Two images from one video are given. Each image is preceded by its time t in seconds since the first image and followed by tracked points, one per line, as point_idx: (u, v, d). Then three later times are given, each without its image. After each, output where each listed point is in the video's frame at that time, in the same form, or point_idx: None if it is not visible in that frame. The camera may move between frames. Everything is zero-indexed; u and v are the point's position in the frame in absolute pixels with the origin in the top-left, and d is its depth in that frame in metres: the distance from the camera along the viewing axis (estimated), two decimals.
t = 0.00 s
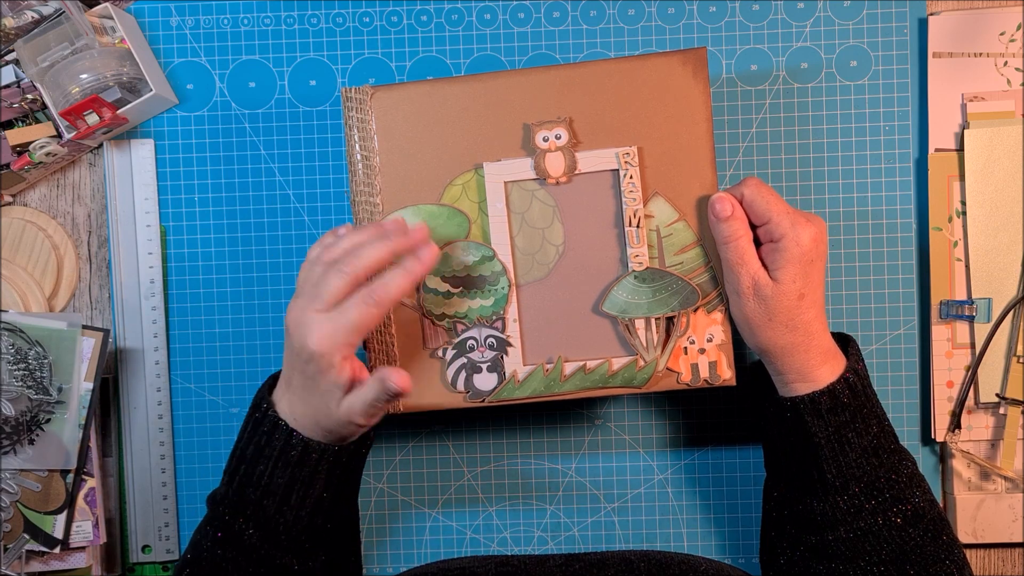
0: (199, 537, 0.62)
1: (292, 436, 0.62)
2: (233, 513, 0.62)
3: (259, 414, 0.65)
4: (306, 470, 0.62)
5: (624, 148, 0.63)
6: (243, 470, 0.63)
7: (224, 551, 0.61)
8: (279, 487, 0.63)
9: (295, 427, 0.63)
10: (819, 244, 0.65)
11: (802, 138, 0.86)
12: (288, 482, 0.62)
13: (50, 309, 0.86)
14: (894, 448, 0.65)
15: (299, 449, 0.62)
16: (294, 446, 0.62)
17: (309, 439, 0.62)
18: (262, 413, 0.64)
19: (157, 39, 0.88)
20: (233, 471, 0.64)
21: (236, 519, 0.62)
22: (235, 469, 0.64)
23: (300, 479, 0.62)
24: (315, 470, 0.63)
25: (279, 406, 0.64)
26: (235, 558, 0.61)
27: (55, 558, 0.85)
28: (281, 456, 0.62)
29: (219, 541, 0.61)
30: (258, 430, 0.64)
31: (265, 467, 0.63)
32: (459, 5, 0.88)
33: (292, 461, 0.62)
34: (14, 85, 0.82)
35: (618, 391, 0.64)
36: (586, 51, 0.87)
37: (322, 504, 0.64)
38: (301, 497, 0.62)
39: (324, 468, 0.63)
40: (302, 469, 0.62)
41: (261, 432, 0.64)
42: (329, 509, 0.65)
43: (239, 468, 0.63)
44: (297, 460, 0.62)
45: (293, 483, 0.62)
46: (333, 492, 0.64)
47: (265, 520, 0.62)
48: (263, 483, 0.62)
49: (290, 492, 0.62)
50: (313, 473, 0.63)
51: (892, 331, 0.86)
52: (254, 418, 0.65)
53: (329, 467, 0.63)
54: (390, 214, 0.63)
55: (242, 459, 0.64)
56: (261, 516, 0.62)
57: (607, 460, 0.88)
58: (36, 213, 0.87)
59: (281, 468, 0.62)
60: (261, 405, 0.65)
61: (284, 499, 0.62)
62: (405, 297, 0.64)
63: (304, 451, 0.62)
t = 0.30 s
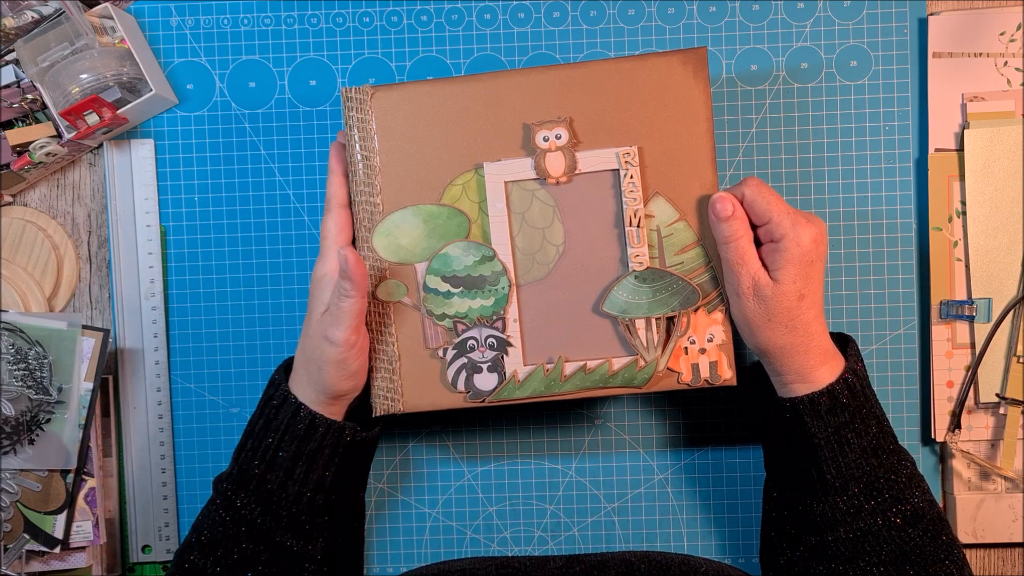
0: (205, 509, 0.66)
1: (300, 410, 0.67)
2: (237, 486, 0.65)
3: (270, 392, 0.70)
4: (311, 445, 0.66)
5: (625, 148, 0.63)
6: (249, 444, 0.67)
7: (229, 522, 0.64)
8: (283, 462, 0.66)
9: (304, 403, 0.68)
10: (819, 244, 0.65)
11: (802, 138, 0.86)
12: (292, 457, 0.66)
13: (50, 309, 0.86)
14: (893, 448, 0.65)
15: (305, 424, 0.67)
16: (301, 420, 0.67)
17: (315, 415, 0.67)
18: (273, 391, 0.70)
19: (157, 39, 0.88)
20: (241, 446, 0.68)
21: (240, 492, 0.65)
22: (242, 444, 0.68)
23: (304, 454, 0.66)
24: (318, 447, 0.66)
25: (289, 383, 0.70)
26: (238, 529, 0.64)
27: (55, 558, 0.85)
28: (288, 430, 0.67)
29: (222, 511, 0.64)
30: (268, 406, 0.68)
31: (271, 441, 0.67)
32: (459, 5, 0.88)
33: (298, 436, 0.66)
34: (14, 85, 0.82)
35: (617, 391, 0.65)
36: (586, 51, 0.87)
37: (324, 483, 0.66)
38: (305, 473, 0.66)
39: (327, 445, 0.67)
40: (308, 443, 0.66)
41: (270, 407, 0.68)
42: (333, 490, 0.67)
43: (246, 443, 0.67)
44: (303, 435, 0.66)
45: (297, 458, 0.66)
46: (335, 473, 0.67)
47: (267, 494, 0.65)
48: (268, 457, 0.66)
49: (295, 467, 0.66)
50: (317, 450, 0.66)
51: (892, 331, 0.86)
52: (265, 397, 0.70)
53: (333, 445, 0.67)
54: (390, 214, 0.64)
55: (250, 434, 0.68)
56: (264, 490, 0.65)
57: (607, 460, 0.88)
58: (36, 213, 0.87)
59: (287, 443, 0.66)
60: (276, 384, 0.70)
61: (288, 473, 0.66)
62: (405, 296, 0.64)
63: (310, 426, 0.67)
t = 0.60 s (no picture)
0: (205, 509, 0.66)
1: (299, 411, 0.67)
2: (237, 487, 0.65)
3: (269, 393, 0.70)
4: (310, 446, 0.66)
5: (625, 148, 0.63)
6: (249, 444, 0.67)
7: (228, 523, 0.64)
8: (282, 462, 0.66)
9: (303, 404, 0.68)
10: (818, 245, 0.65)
11: (802, 138, 0.86)
12: (292, 457, 0.66)
13: (50, 309, 0.86)
14: (892, 450, 0.65)
15: (304, 424, 0.67)
16: (300, 421, 0.67)
17: (314, 415, 0.67)
18: (272, 391, 0.69)
19: (157, 39, 0.88)
20: (240, 446, 0.68)
21: (239, 493, 0.65)
22: (242, 444, 0.68)
23: (304, 455, 0.66)
24: (318, 447, 0.66)
25: (289, 384, 0.70)
26: (238, 530, 0.64)
27: (55, 558, 0.85)
28: (287, 431, 0.67)
29: (222, 512, 0.65)
30: (267, 406, 0.68)
31: (271, 442, 0.67)
32: (459, 5, 0.88)
33: (297, 437, 0.66)
34: (14, 85, 0.82)
35: (617, 392, 0.65)
36: (586, 51, 0.87)
37: (324, 484, 0.66)
38: (304, 473, 0.66)
39: (327, 446, 0.67)
40: (307, 444, 0.66)
41: (269, 408, 0.68)
42: (333, 491, 0.67)
43: (246, 443, 0.67)
44: (302, 436, 0.66)
45: (297, 458, 0.66)
46: (335, 474, 0.67)
47: (267, 494, 0.65)
48: (267, 458, 0.66)
49: (294, 467, 0.66)
50: (316, 450, 0.66)
51: (892, 331, 0.86)
52: (264, 397, 0.70)
53: (332, 445, 0.67)
54: (390, 214, 0.64)
55: (250, 434, 0.68)
56: (263, 490, 0.65)
57: (607, 460, 0.88)
58: (36, 213, 0.87)
59: (286, 443, 0.66)
60: (276, 385, 0.70)
61: (287, 474, 0.66)
62: (405, 296, 0.64)
63: (309, 426, 0.67)
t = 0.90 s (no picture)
0: (204, 509, 0.66)
1: (298, 411, 0.67)
2: (236, 487, 0.66)
3: (269, 393, 0.70)
4: (309, 447, 0.66)
5: (625, 150, 0.63)
6: (248, 445, 0.67)
7: (227, 523, 0.64)
8: (281, 463, 0.66)
9: (302, 404, 0.68)
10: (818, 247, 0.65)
11: (802, 138, 0.86)
12: (291, 457, 0.66)
13: (50, 309, 0.86)
14: (893, 450, 0.65)
15: (303, 425, 0.67)
16: (299, 421, 0.67)
17: (312, 416, 0.67)
18: (272, 392, 0.69)
19: (157, 39, 0.88)
20: (240, 447, 0.68)
21: (238, 493, 0.65)
22: (241, 445, 0.68)
23: (303, 455, 0.66)
24: (317, 448, 0.66)
25: (288, 385, 0.70)
26: (236, 530, 0.64)
27: (55, 558, 0.85)
28: (286, 431, 0.67)
29: (221, 512, 0.65)
30: (267, 407, 0.68)
31: (270, 442, 0.67)
32: (459, 5, 0.88)
33: (296, 437, 0.66)
34: (14, 85, 0.82)
35: (617, 392, 0.65)
36: (586, 51, 0.87)
37: (323, 484, 0.66)
38: (303, 473, 0.66)
39: (326, 447, 0.66)
40: (306, 444, 0.66)
41: (268, 408, 0.68)
42: (332, 492, 0.67)
43: (245, 444, 0.67)
44: (301, 436, 0.66)
45: (295, 459, 0.66)
46: (334, 474, 0.67)
47: (266, 495, 0.65)
48: (266, 458, 0.66)
49: (293, 468, 0.66)
50: (315, 451, 0.66)
51: (892, 331, 0.86)
52: (264, 398, 0.70)
53: (331, 446, 0.67)
54: (390, 214, 0.64)
55: (249, 435, 0.68)
56: (262, 490, 0.66)
57: (607, 460, 0.88)
58: (36, 213, 0.87)
59: (285, 444, 0.66)
60: (276, 385, 0.70)
61: (286, 474, 0.66)
62: (405, 297, 0.64)
63: (308, 427, 0.66)
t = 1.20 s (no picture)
0: (203, 508, 0.66)
1: (297, 410, 0.67)
2: (235, 485, 0.66)
3: (269, 393, 0.70)
4: (308, 445, 0.66)
5: (627, 152, 0.63)
6: (247, 444, 0.67)
7: (226, 522, 0.64)
8: (280, 462, 0.66)
9: (302, 403, 0.68)
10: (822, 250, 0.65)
11: (802, 138, 0.86)
12: (290, 456, 0.66)
13: (50, 309, 0.86)
14: (894, 452, 0.65)
15: (302, 423, 0.67)
16: (298, 420, 0.67)
17: (311, 415, 0.67)
18: (272, 392, 0.70)
19: (158, 39, 0.88)
20: (239, 445, 0.68)
21: (237, 492, 0.65)
22: (241, 443, 0.68)
23: (302, 454, 0.66)
24: (316, 447, 0.66)
25: (288, 384, 0.70)
26: (235, 529, 0.64)
27: (55, 558, 0.85)
28: (285, 430, 0.67)
29: (220, 510, 0.65)
30: (266, 406, 0.69)
31: (268, 441, 0.67)
32: (459, 4, 0.88)
33: (295, 436, 0.66)
34: (14, 85, 0.82)
35: (618, 393, 0.65)
36: (586, 51, 0.87)
37: (322, 483, 0.66)
38: (302, 472, 0.66)
39: (325, 446, 0.66)
40: (305, 443, 0.66)
41: (268, 407, 0.69)
42: (331, 491, 0.67)
43: (244, 442, 0.67)
44: (300, 435, 0.66)
45: (294, 457, 0.66)
46: (333, 474, 0.67)
47: (265, 493, 0.65)
48: (265, 457, 0.66)
49: (292, 466, 0.66)
50: (314, 450, 0.66)
51: (892, 331, 0.86)
52: (264, 397, 0.70)
53: (330, 446, 0.67)
54: (391, 214, 0.64)
55: (248, 433, 0.68)
56: (261, 489, 0.66)
57: (607, 461, 0.88)
58: (36, 213, 0.87)
59: (284, 443, 0.66)
60: (275, 384, 0.70)
61: (285, 473, 0.66)
62: (405, 297, 0.64)
63: (306, 425, 0.66)
